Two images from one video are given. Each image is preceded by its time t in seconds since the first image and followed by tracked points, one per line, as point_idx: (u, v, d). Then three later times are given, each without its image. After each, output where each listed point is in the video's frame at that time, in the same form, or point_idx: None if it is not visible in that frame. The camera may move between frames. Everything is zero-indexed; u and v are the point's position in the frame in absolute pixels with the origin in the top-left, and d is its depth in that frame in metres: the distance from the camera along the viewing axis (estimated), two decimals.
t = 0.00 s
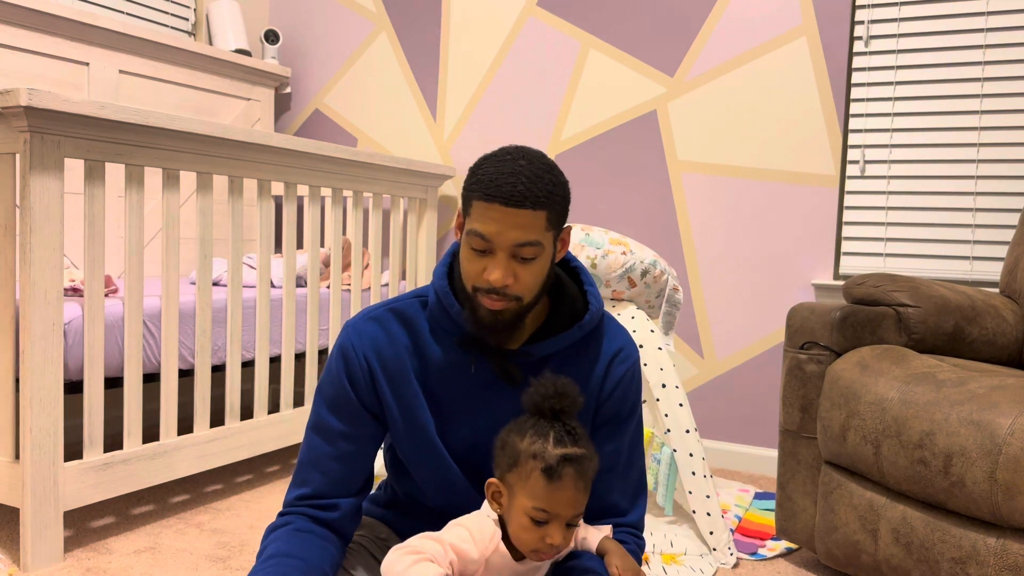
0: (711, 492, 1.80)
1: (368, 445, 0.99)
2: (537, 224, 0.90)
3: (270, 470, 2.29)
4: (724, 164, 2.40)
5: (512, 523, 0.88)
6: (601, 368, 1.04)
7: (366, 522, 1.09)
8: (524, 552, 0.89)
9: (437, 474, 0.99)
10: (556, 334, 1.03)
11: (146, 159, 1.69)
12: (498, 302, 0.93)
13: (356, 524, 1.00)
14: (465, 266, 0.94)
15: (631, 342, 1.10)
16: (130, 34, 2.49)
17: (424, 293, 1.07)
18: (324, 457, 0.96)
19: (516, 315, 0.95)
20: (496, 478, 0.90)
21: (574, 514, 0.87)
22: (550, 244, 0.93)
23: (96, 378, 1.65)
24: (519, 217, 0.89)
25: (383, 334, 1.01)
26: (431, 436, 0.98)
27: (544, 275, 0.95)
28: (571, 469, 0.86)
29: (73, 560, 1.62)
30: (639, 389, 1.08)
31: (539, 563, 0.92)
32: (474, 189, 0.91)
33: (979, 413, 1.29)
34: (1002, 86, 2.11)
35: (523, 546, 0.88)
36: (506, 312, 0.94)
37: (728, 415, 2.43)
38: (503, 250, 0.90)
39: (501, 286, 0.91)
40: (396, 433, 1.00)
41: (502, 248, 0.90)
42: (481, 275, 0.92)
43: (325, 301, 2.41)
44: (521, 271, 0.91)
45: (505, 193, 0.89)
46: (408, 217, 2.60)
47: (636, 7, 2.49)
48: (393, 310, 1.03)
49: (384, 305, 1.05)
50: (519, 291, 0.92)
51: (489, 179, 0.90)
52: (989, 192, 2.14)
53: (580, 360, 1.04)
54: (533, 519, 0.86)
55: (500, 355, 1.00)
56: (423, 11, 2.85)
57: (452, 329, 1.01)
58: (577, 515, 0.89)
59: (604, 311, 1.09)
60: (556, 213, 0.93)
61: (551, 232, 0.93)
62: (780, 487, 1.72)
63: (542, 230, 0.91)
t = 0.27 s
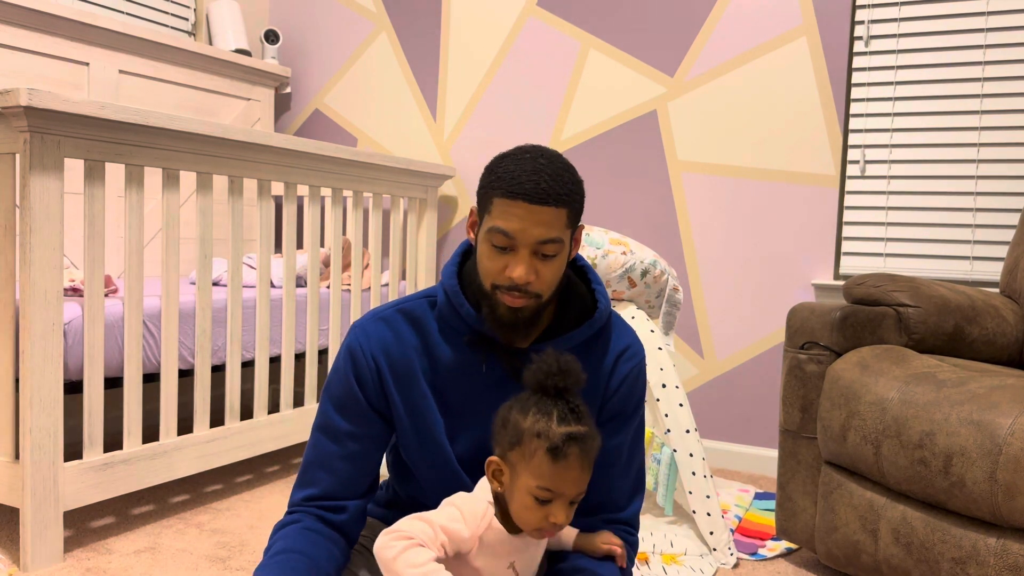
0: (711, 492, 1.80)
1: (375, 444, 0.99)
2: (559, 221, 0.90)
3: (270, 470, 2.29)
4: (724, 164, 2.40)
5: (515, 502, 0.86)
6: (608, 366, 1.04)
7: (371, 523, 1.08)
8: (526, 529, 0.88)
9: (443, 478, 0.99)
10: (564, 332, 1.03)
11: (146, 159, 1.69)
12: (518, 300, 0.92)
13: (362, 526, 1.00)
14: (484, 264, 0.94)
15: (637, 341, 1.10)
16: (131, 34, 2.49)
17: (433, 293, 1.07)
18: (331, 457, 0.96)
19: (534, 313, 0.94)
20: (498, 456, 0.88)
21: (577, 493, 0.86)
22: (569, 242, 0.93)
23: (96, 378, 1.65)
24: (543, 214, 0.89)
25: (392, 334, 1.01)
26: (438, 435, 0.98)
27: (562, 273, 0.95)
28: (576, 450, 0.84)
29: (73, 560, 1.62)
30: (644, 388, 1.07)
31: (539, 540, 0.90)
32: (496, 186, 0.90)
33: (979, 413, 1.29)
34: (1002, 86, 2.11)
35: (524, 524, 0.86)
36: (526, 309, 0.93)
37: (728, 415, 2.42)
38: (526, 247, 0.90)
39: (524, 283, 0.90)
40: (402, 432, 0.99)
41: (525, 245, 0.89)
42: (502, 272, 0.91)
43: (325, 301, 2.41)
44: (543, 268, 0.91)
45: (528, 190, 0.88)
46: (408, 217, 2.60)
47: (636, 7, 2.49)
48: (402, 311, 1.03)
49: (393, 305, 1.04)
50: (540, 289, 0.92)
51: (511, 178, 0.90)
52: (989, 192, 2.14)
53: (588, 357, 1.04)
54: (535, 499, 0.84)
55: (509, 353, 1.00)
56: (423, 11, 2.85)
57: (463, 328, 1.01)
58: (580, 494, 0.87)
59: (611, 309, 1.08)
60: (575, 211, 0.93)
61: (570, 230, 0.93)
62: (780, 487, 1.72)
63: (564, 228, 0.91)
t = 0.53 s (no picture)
0: (711, 492, 1.80)
1: (377, 445, 1.00)
2: (577, 220, 0.91)
3: (270, 470, 2.29)
4: (724, 164, 2.40)
5: (487, 495, 0.86)
6: (606, 366, 1.03)
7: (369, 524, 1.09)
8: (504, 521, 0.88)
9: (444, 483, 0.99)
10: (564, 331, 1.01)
11: (146, 159, 1.69)
12: (538, 300, 0.92)
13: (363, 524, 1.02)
14: (501, 267, 0.92)
15: (636, 339, 1.09)
16: (130, 34, 2.49)
17: (431, 293, 1.06)
18: (332, 459, 0.97)
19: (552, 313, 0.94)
20: (465, 451, 0.88)
21: (548, 477, 0.86)
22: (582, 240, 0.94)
23: (96, 378, 1.65)
24: (565, 214, 0.89)
25: (389, 336, 1.00)
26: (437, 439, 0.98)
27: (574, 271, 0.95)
28: (541, 433, 0.84)
29: (73, 560, 1.62)
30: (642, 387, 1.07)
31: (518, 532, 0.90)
32: (515, 189, 0.89)
33: (979, 413, 1.29)
34: (1002, 86, 2.11)
35: (499, 517, 0.86)
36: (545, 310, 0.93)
37: (727, 415, 2.43)
38: (549, 247, 0.89)
39: (548, 284, 0.90)
40: (401, 432, 0.99)
41: (548, 246, 0.89)
42: (524, 274, 0.90)
43: (325, 301, 2.41)
44: (563, 267, 0.91)
45: (549, 191, 0.88)
46: (408, 217, 2.59)
47: (636, 7, 2.49)
48: (399, 312, 1.02)
49: (390, 306, 1.03)
50: (560, 288, 0.92)
51: (530, 180, 0.89)
52: (989, 192, 2.14)
53: (587, 357, 1.03)
54: (506, 488, 0.85)
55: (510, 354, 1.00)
56: (423, 11, 2.85)
57: (460, 330, 1.00)
58: (552, 477, 0.88)
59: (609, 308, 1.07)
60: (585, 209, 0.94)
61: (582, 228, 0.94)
62: (780, 488, 1.72)
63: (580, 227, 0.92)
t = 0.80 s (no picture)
0: (711, 492, 1.80)
1: (383, 442, 1.00)
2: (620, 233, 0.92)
3: (271, 471, 2.29)
4: (724, 164, 2.40)
5: (495, 493, 0.86)
6: (617, 368, 1.03)
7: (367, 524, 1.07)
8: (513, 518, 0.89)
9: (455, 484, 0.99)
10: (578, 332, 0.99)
11: (146, 159, 1.69)
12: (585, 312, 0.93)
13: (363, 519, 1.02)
14: (553, 283, 0.91)
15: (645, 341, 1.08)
16: (131, 34, 2.49)
17: (443, 291, 1.06)
18: (339, 454, 0.97)
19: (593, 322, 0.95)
20: (473, 449, 0.87)
21: (559, 476, 0.86)
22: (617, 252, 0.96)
23: (96, 378, 1.65)
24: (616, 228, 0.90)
25: (402, 333, 1.00)
26: (446, 439, 0.98)
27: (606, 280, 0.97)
28: (552, 433, 0.84)
29: (73, 560, 1.62)
30: (650, 390, 1.07)
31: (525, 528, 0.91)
32: (571, 206, 0.88)
33: (979, 413, 1.29)
34: (1002, 86, 2.11)
35: (509, 515, 0.86)
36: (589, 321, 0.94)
37: (728, 415, 2.42)
38: (604, 263, 0.90)
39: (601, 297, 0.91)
40: (409, 432, 0.99)
41: (603, 261, 0.90)
42: (578, 291, 0.90)
43: (325, 301, 2.41)
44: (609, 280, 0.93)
45: (606, 209, 0.89)
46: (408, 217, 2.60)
47: (636, 7, 2.49)
48: (412, 309, 1.02)
49: (403, 303, 1.03)
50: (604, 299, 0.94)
51: (585, 196, 0.88)
52: (989, 192, 2.14)
53: (598, 360, 1.02)
54: (517, 488, 0.85)
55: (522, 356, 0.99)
56: (423, 11, 2.85)
57: (474, 329, 1.00)
58: (562, 476, 0.88)
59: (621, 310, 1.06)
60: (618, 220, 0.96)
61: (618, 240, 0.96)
62: (780, 488, 1.72)
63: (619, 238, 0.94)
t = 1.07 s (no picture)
0: (711, 492, 1.80)
1: (396, 438, 0.99)
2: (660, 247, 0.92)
3: (271, 470, 2.29)
4: (724, 164, 2.40)
5: (512, 467, 0.83)
6: (637, 375, 1.02)
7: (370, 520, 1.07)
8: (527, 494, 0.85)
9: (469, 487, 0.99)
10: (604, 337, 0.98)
11: (146, 159, 1.69)
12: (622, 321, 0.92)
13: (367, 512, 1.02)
14: (596, 291, 0.89)
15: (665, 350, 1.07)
16: (130, 34, 2.49)
17: (470, 289, 1.05)
18: (351, 445, 0.97)
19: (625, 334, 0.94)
20: (497, 422, 0.84)
21: (578, 463, 0.82)
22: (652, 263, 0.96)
23: (96, 378, 1.65)
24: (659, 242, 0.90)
25: (426, 328, 1.00)
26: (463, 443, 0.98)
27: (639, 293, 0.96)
28: (578, 420, 0.80)
29: (73, 560, 1.62)
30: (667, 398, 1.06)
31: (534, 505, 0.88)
32: (620, 217, 0.87)
33: (979, 413, 1.29)
34: (1002, 86, 2.11)
35: (521, 494, 0.83)
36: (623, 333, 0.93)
37: (728, 415, 2.43)
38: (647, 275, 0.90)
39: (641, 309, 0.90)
40: (424, 430, 0.99)
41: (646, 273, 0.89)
42: (620, 300, 0.89)
43: (325, 300, 2.41)
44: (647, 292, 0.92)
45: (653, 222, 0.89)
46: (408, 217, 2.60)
47: (635, 7, 2.49)
48: (438, 305, 1.01)
49: (430, 298, 1.03)
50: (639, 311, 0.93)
51: (633, 206, 0.88)
52: (989, 192, 2.14)
53: (619, 366, 1.01)
54: (535, 468, 0.81)
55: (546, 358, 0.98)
56: (423, 11, 2.85)
57: (500, 329, 1.00)
58: (581, 463, 0.84)
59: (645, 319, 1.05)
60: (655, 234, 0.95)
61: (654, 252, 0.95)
62: (780, 487, 1.72)
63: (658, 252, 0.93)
